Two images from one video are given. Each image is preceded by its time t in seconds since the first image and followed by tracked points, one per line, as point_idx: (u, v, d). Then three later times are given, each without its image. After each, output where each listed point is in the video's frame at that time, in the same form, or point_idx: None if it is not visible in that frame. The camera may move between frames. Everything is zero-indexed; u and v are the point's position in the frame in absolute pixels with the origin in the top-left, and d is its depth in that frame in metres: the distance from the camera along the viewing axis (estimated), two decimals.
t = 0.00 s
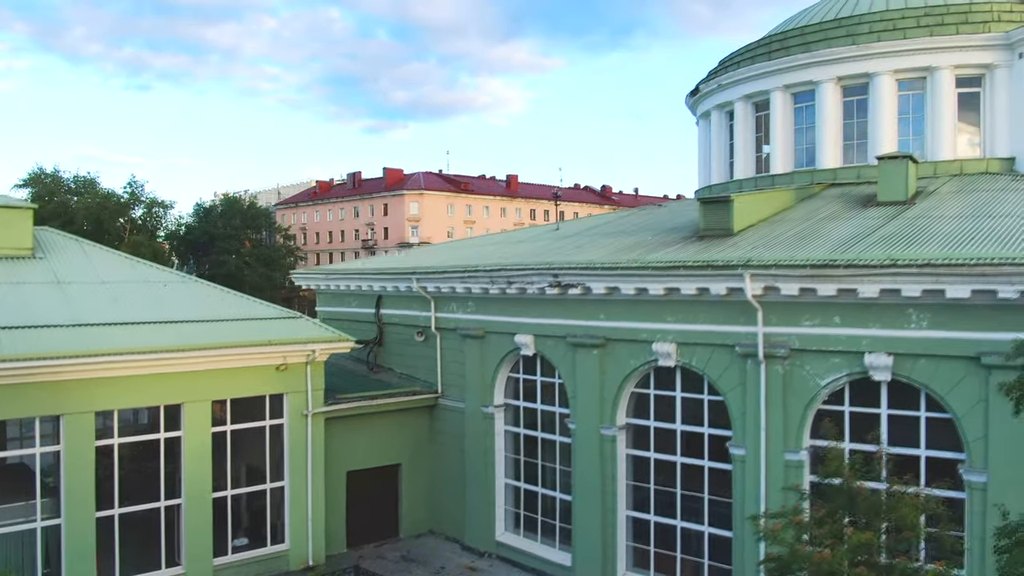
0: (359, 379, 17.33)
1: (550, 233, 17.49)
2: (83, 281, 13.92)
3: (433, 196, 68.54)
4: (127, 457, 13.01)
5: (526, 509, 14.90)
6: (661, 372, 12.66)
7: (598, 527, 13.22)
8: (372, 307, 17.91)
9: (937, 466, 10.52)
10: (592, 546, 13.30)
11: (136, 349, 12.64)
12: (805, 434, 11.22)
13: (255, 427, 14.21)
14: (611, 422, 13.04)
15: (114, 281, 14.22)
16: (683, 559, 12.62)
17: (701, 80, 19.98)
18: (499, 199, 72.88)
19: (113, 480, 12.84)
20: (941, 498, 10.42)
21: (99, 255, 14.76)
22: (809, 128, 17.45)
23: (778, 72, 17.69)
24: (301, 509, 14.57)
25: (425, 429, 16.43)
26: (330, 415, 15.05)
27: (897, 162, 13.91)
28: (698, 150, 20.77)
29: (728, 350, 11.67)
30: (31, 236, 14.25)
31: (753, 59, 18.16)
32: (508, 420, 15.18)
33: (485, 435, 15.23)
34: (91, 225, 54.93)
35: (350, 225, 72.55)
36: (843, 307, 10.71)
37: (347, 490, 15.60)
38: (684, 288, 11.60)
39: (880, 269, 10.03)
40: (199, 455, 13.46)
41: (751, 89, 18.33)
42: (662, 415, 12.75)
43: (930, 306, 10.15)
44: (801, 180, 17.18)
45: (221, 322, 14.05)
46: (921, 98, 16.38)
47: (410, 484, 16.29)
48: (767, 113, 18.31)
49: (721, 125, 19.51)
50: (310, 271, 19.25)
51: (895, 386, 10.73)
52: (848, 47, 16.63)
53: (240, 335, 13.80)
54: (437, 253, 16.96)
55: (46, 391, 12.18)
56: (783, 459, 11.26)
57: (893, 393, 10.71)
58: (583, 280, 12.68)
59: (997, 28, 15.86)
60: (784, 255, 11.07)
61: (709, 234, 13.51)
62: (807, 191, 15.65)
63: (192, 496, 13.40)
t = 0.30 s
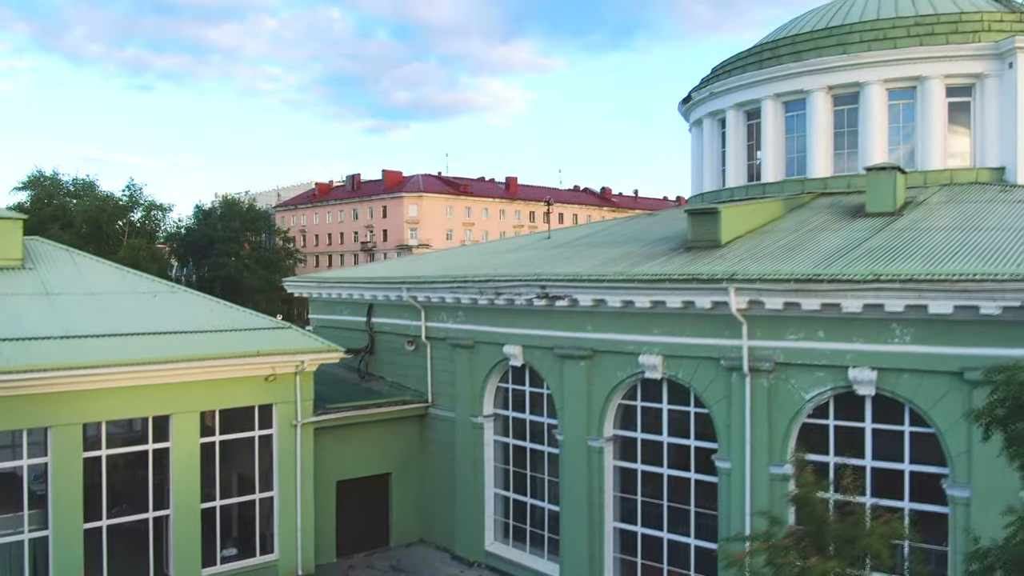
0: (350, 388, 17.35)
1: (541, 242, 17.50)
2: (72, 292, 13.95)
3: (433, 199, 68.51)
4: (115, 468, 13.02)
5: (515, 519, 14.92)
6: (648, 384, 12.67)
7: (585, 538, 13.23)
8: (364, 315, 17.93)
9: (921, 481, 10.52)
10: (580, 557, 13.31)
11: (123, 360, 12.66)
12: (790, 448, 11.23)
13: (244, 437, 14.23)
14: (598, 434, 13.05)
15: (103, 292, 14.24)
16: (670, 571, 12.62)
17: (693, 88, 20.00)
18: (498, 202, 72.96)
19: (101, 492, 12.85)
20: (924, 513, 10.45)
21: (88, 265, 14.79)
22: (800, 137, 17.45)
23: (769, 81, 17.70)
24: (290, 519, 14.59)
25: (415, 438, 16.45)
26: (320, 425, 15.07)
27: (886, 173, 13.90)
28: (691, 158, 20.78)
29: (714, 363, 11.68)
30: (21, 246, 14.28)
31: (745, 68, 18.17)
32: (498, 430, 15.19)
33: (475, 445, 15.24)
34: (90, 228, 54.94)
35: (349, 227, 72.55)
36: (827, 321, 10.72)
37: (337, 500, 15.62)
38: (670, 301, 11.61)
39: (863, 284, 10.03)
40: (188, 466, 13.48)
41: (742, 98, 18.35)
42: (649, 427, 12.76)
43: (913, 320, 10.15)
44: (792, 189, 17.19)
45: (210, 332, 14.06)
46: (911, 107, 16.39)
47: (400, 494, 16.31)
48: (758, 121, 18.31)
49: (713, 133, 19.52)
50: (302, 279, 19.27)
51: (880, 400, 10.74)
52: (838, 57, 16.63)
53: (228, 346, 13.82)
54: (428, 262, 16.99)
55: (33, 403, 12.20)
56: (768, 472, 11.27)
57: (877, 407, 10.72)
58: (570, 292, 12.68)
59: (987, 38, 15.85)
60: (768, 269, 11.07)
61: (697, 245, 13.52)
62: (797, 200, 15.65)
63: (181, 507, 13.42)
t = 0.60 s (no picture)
0: (343, 397, 17.38)
1: (534, 252, 17.50)
2: (63, 303, 13.99)
3: (433, 201, 68.48)
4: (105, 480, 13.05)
5: (506, 529, 14.93)
6: (636, 396, 12.67)
7: (574, 549, 13.26)
8: (356, 324, 17.95)
9: (907, 496, 10.50)
10: (569, 569, 13.33)
11: (113, 372, 12.70)
12: (777, 461, 11.24)
13: (234, 447, 14.25)
14: (587, 445, 13.07)
15: (95, 302, 14.29)
16: None
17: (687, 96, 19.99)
18: (499, 203, 73.14)
19: (91, 503, 12.89)
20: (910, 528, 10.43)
21: (80, 275, 14.83)
22: (793, 146, 17.44)
23: (762, 90, 17.69)
24: (281, 528, 14.61)
25: (407, 447, 16.46)
26: (311, 435, 15.09)
27: (876, 184, 13.89)
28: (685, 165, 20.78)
29: (701, 376, 11.69)
30: (12, 257, 14.33)
31: (738, 76, 18.17)
32: (489, 440, 15.20)
33: (466, 454, 15.25)
34: (90, 231, 54.98)
35: (349, 229, 72.61)
36: (812, 335, 10.72)
37: (328, 509, 15.64)
38: (657, 314, 11.61)
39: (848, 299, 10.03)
40: (178, 477, 13.52)
41: (735, 106, 18.35)
42: (637, 439, 12.76)
43: (898, 335, 10.15)
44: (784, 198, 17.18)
45: (200, 343, 14.10)
46: (903, 117, 16.37)
47: (392, 503, 16.32)
48: (751, 129, 18.30)
49: (706, 141, 19.51)
50: (296, 287, 19.30)
51: (866, 415, 10.73)
52: (830, 66, 16.63)
53: (219, 357, 13.86)
54: (420, 271, 17.01)
55: (23, 415, 12.25)
56: (754, 485, 11.27)
57: (863, 422, 10.72)
58: (559, 303, 12.69)
59: (979, 47, 15.84)
60: (754, 283, 11.08)
61: (686, 256, 13.53)
62: (789, 210, 15.64)
63: (171, 517, 13.46)
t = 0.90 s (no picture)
0: (336, 405, 17.41)
1: (526, 260, 17.51)
2: (55, 314, 14.04)
3: (434, 204, 68.49)
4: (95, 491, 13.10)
5: (496, 539, 14.95)
6: (625, 408, 12.68)
7: (564, 560, 13.28)
8: (350, 332, 17.97)
9: (894, 511, 10.49)
10: None
11: (103, 384, 12.74)
12: (763, 475, 11.23)
13: (225, 457, 14.27)
14: (576, 457, 13.08)
15: (86, 313, 14.34)
16: None
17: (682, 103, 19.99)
18: (499, 206, 73.15)
19: (81, 514, 12.93)
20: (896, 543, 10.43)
21: (73, 285, 14.88)
22: (786, 154, 17.42)
23: (755, 98, 17.69)
24: (272, 538, 14.63)
25: (399, 456, 16.49)
26: (302, 445, 15.12)
27: (866, 195, 13.87)
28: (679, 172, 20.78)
29: (688, 389, 11.69)
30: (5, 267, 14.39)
31: (731, 85, 18.16)
32: (480, 450, 15.21)
33: (457, 464, 15.27)
34: (90, 234, 55.05)
35: (350, 231, 72.66)
36: (799, 350, 10.72)
37: (320, 518, 15.66)
38: (645, 327, 11.62)
39: (833, 314, 10.03)
40: (168, 488, 13.56)
41: (728, 115, 18.34)
42: (626, 451, 12.77)
43: (883, 350, 10.15)
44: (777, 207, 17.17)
45: (191, 354, 14.14)
46: (896, 126, 16.35)
47: (384, 512, 16.35)
48: (745, 138, 18.29)
49: (701, 149, 19.50)
50: (290, 295, 19.33)
51: (852, 429, 10.73)
52: (822, 75, 16.64)
53: (210, 368, 13.89)
54: (413, 280, 17.04)
55: (14, 427, 12.30)
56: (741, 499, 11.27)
57: (849, 436, 10.71)
58: (548, 315, 12.70)
59: (971, 57, 15.82)
60: (741, 297, 11.08)
61: (676, 268, 13.53)
62: (781, 220, 15.64)
63: (161, 528, 13.50)
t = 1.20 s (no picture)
0: (329, 414, 17.43)
1: (519, 269, 17.51)
2: (47, 325, 14.09)
3: (435, 206, 68.57)
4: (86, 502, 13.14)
5: (488, 549, 14.97)
6: (614, 420, 12.68)
7: (554, 571, 13.30)
8: (343, 340, 17.99)
9: (881, 526, 10.48)
10: None
11: (94, 396, 12.78)
12: (751, 489, 11.23)
13: (217, 467, 14.30)
14: (566, 468, 13.09)
15: (78, 323, 14.38)
16: None
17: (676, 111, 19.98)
18: (500, 208, 73.16)
19: (72, 525, 12.97)
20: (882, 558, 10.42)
21: (65, 295, 14.91)
22: (779, 163, 17.40)
23: (748, 107, 17.68)
24: (264, 547, 14.66)
25: (392, 465, 16.51)
26: (294, 454, 15.15)
27: (857, 206, 13.84)
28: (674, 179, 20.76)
29: (676, 402, 11.70)
30: None
31: (725, 93, 18.16)
32: (472, 460, 15.22)
33: (449, 473, 15.29)
34: (90, 237, 54.79)
35: (351, 233, 72.70)
36: (786, 364, 10.72)
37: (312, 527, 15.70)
38: (633, 340, 11.62)
39: (819, 329, 10.03)
40: (159, 498, 13.59)
41: (722, 123, 18.34)
42: (616, 462, 12.78)
43: (869, 365, 10.15)
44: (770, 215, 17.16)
45: (183, 365, 14.18)
46: (889, 135, 16.34)
47: (377, 520, 16.38)
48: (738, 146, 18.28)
49: (695, 156, 19.50)
50: (284, 302, 19.36)
51: (839, 444, 10.73)
52: (815, 84, 16.61)
53: (201, 379, 13.93)
54: (406, 289, 17.05)
55: (5, 438, 12.35)
56: (728, 512, 11.28)
57: (836, 450, 10.71)
58: (537, 327, 12.70)
59: (964, 66, 15.79)
60: (728, 311, 11.09)
61: (666, 279, 13.53)
62: (773, 230, 15.63)
63: (153, 538, 13.54)
